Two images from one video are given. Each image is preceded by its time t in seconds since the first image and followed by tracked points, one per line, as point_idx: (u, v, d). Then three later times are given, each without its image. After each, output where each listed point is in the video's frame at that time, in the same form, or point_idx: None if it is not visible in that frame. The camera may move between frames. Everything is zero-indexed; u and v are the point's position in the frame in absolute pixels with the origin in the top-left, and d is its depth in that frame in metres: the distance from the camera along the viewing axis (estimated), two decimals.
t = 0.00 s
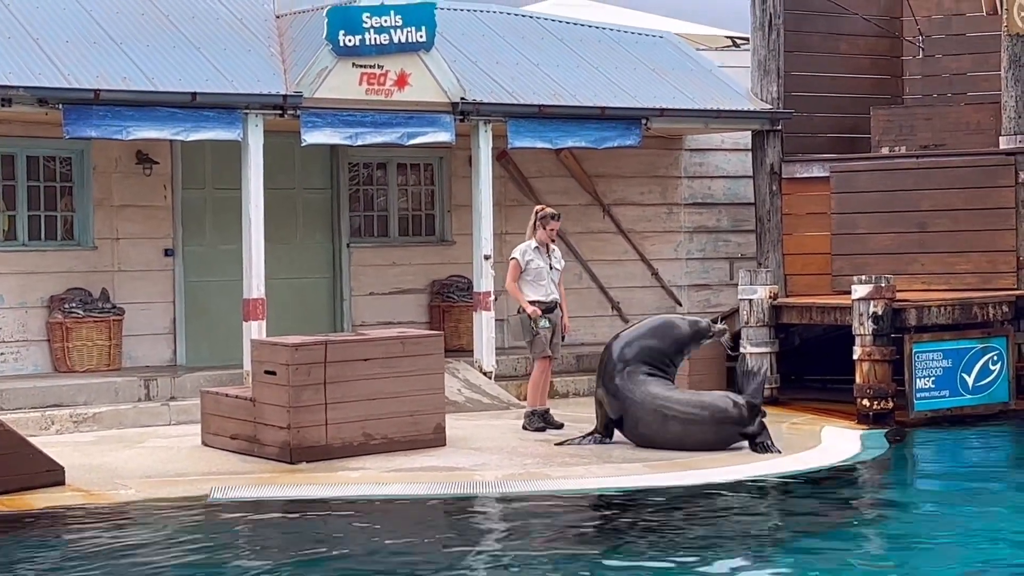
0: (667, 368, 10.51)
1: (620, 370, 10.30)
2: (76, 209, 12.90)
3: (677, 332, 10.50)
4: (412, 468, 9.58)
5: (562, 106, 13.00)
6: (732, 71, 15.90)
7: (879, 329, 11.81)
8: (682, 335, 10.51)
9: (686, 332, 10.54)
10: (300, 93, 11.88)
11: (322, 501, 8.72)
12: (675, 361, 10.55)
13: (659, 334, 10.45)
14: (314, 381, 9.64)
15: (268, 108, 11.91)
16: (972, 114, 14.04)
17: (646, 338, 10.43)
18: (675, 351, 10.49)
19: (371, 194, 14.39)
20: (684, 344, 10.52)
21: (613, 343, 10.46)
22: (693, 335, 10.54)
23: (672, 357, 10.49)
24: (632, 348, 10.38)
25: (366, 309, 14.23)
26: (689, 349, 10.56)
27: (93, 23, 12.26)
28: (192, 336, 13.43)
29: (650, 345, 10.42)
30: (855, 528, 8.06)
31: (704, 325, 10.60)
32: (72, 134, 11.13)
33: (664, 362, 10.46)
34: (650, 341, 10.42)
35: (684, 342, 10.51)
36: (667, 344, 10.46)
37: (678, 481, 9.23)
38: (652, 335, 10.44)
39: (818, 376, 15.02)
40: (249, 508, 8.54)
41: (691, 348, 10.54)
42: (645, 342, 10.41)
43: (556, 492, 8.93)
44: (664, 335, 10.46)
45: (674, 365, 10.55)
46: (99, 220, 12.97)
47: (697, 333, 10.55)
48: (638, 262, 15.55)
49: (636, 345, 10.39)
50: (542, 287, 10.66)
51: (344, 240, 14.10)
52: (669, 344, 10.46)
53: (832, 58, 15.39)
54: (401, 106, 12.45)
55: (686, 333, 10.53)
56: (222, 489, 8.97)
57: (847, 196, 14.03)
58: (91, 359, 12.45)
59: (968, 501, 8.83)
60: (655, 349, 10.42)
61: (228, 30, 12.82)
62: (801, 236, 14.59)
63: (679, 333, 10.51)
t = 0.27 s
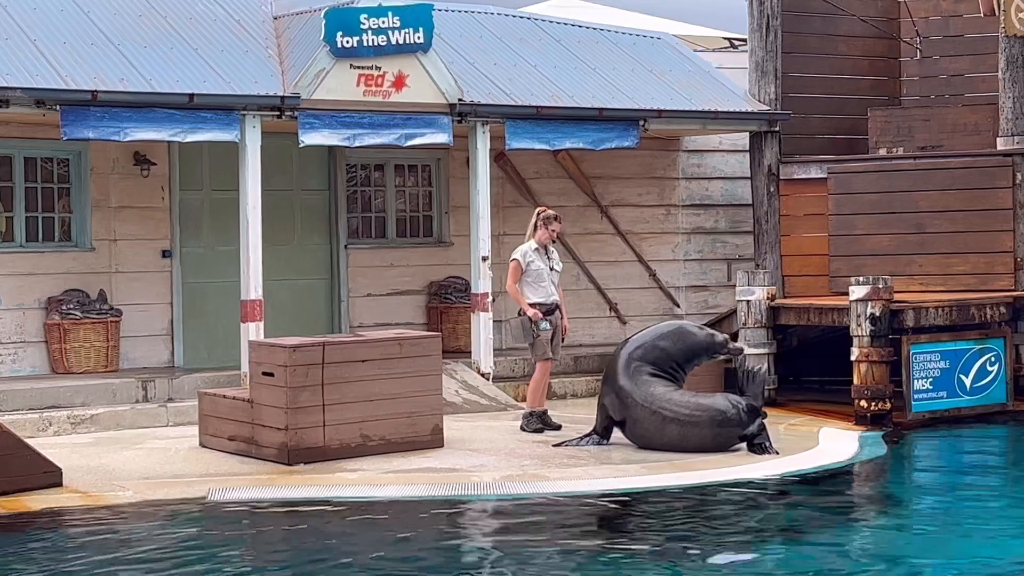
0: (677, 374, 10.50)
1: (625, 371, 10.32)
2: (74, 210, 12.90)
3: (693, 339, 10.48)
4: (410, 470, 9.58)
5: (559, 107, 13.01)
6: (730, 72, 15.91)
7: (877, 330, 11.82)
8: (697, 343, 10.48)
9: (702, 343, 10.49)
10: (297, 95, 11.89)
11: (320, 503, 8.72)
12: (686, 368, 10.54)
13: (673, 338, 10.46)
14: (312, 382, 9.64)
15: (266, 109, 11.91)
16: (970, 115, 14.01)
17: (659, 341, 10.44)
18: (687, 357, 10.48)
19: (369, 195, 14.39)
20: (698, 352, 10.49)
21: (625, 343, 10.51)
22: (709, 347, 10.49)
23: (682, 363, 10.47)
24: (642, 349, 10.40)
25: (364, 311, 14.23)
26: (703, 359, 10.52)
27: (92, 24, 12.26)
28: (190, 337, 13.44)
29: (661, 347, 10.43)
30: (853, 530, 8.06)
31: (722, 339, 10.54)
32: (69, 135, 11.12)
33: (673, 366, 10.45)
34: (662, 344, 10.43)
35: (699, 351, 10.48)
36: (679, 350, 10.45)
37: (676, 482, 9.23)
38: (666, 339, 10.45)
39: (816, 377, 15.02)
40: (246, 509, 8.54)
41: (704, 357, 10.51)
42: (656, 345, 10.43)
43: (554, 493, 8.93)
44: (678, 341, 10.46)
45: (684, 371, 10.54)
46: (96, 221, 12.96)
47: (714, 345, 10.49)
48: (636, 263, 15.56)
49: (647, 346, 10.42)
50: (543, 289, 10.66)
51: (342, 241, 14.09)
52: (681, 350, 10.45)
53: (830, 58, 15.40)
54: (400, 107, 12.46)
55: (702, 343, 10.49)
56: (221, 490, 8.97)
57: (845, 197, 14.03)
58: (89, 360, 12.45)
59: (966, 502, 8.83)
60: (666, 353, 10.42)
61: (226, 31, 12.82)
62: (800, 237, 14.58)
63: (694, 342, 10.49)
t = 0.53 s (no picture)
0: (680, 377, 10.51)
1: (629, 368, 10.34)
2: (70, 211, 12.89)
3: (699, 342, 10.50)
4: (407, 470, 9.59)
5: (556, 108, 13.01)
6: (727, 73, 15.91)
7: (873, 330, 11.83)
8: (703, 346, 10.49)
9: (707, 347, 10.49)
10: (294, 96, 11.90)
11: (316, 504, 8.72)
12: (690, 370, 10.54)
13: (678, 339, 10.50)
14: (308, 383, 9.64)
15: (262, 110, 11.90)
16: (966, 116, 14.10)
17: (664, 342, 10.48)
18: (692, 359, 10.49)
19: (365, 196, 14.39)
20: (703, 356, 10.49)
21: (630, 343, 10.56)
22: (715, 351, 10.48)
23: (686, 365, 10.48)
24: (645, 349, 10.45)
25: (360, 311, 14.22)
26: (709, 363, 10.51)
27: (88, 25, 12.26)
28: (186, 338, 13.44)
29: (665, 348, 10.46)
30: (850, 530, 8.07)
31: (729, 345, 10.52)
32: (65, 136, 11.12)
33: (676, 367, 10.47)
34: (667, 345, 10.47)
35: (704, 354, 10.49)
36: (684, 352, 10.47)
37: (672, 483, 9.23)
38: (671, 340, 10.48)
39: (812, 378, 15.03)
40: (242, 510, 8.54)
41: (709, 360, 10.50)
42: (661, 345, 10.46)
43: (550, 493, 8.93)
44: (683, 343, 10.49)
45: (688, 374, 10.54)
46: (92, 222, 12.95)
47: (721, 350, 10.48)
48: (632, 264, 15.56)
49: (651, 346, 10.47)
50: (542, 289, 10.65)
51: (338, 242, 14.10)
52: (685, 352, 10.47)
53: (826, 59, 15.42)
54: (396, 108, 12.46)
55: (708, 347, 10.49)
56: (216, 492, 8.97)
57: (841, 198, 14.06)
58: (85, 361, 12.44)
59: (963, 503, 8.83)
60: (669, 354, 10.45)
61: (222, 33, 12.81)
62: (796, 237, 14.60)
63: (700, 345, 10.50)
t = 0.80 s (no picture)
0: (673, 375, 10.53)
1: (623, 367, 10.36)
2: (65, 212, 12.88)
3: (690, 340, 10.53)
4: (403, 470, 9.59)
5: (552, 108, 13.02)
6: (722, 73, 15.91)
7: (869, 330, 11.83)
8: (695, 344, 10.53)
9: (699, 345, 10.53)
10: (289, 95, 11.88)
11: (313, 503, 8.72)
12: (683, 369, 10.57)
13: (670, 338, 10.52)
14: (304, 383, 9.63)
15: (257, 109, 11.90)
16: (961, 116, 14.02)
17: (656, 341, 10.50)
18: (684, 358, 10.52)
19: (361, 195, 14.39)
20: (695, 354, 10.52)
21: (623, 342, 10.58)
22: (707, 348, 10.51)
23: (679, 363, 10.51)
24: (638, 349, 10.46)
25: (356, 311, 14.22)
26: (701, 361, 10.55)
27: (84, 25, 12.24)
28: (182, 338, 13.43)
29: (658, 347, 10.49)
30: (847, 529, 8.08)
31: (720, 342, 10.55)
32: (61, 135, 11.11)
33: (669, 366, 10.49)
34: (659, 344, 10.49)
35: (696, 351, 10.52)
36: (676, 351, 10.50)
37: (668, 483, 9.24)
38: (663, 339, 10.51)
39: (808, 377, 15.05)
40: (239, 510, 8.54)
41: (701, 358, 10.53)
42: (653, 344, 10.48)
43: (546, 493, 8.93)
44: (675, 341, 10.52)
45: (681, 373, 10.56)
46: (88, 222, 12.94)
47: (712, 348, 10.51)
48: (628, 264, 15.56)
49: (644, 345, 10.49)
50: (538, 289, 10.66)
51: (334, 242, 14.09)
52: (678, 350, 10.50)
53: (822, 59, 15.43)
54: (391, 107, 12.46)
55: (699, 344, 10.53)
56: (213, 491, 8.96)
57: (836, 197, 14.12)
58: (80, 361, 12.43)
59: (960, 502, 8.85)
60: (662, 353, 10.48)
61: (217, 32, 12.80)
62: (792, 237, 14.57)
63: (691, 343, 10.53)
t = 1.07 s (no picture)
0: (671, 375, 10.53)
1: (619, 366, 10.35)
2: (61, 211, 12.88)
3: (688, 340, 10.53)
4: (399, 469, 9.59)
5: (548, 107, 13.02)
6: (718, 72, 15.91)
7: (865, 329, 11.83)
8: (693, 344, 10.53)
9: (696, 345, 10.54)
10: (286, 95, 11.87)
11: (309, 502, 8.72)
12: (680, 369, 10.57)
13: (667, 337, 10.52)
14: (301, 382, 9.63)
15: (253, 109, 11.90)
16: (957, 114, 13.84)
17: (654, 341, 10.50)
18: (681, 357, 10.52)
19: (357, 194, 14.38)
20: (692, 353, 10.53)
21: (620, 342, 10.57)
22: (704, 348, 10.52)
23: (676, 363, 10.51)
24: (636, 348, 10.45)
25: (352, 310, 14.22)
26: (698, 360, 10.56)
27: (80, 25, 12.23)
28: (178, 336, 13.42)
29: (654, 346, 10.48)
30: (843, 527, 8.10)
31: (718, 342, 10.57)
32: (57, 135, 11.10)
33: (667, 366, 10.49)
34: (656, 343, 10.49)
35: (693, 351, 10.53)
36: (673, 350, 10.49)
37: (665, 482, 9.24)
38: (660, 338, 10.51)
39: (804, 376, 15.06)
40: (235, 509, 8.54)
41: (699, 357, 10.54)
42: (651, 344, 10.48)
43: (543, 492, 8.94)
44: (673, 341, 10.51)
45: (678, 372, 10.57)
46: (84, 221, 12.94)
47: (710, 348, 10.53)
48: (624, 263, 15.57)
49: (641, 344, 10.48)
50: (535, 289, 10.66)
51: (330, 241, 14.09)
52: (676, 350, 10.50)
53: (817, 58, 15.44)
54: (387, 106, 12.46)
55: (697, 344, 10.54)
56: (209, 491, 8.96)
57: (833, 196, 14.11)
58: (77, 360, 12.43)
59: (957, 500, 8.86)
60: (659, 352, 10.47)
61: (213, 32, 12.79)
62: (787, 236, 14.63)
63: (689, 342, 10.53)
